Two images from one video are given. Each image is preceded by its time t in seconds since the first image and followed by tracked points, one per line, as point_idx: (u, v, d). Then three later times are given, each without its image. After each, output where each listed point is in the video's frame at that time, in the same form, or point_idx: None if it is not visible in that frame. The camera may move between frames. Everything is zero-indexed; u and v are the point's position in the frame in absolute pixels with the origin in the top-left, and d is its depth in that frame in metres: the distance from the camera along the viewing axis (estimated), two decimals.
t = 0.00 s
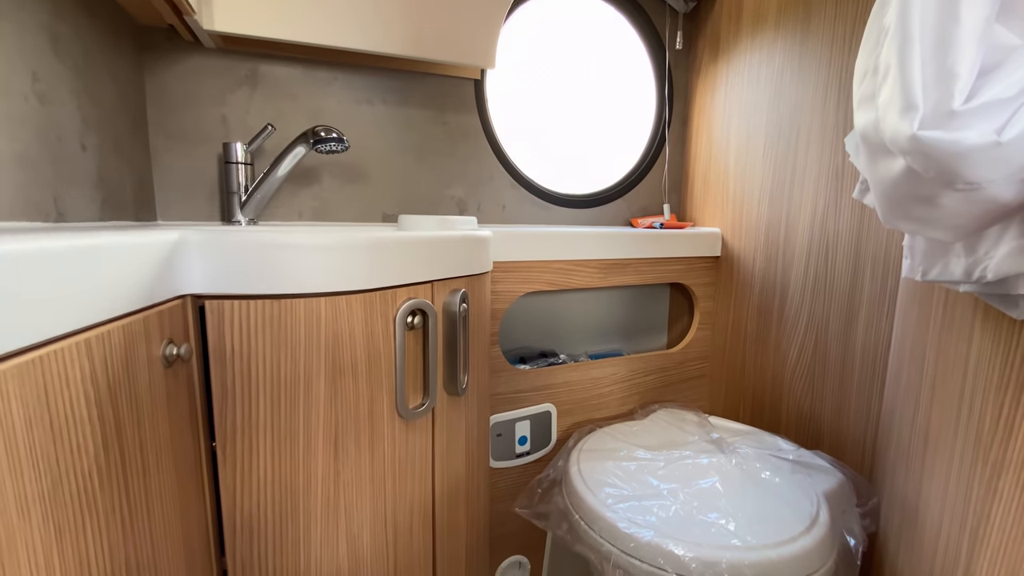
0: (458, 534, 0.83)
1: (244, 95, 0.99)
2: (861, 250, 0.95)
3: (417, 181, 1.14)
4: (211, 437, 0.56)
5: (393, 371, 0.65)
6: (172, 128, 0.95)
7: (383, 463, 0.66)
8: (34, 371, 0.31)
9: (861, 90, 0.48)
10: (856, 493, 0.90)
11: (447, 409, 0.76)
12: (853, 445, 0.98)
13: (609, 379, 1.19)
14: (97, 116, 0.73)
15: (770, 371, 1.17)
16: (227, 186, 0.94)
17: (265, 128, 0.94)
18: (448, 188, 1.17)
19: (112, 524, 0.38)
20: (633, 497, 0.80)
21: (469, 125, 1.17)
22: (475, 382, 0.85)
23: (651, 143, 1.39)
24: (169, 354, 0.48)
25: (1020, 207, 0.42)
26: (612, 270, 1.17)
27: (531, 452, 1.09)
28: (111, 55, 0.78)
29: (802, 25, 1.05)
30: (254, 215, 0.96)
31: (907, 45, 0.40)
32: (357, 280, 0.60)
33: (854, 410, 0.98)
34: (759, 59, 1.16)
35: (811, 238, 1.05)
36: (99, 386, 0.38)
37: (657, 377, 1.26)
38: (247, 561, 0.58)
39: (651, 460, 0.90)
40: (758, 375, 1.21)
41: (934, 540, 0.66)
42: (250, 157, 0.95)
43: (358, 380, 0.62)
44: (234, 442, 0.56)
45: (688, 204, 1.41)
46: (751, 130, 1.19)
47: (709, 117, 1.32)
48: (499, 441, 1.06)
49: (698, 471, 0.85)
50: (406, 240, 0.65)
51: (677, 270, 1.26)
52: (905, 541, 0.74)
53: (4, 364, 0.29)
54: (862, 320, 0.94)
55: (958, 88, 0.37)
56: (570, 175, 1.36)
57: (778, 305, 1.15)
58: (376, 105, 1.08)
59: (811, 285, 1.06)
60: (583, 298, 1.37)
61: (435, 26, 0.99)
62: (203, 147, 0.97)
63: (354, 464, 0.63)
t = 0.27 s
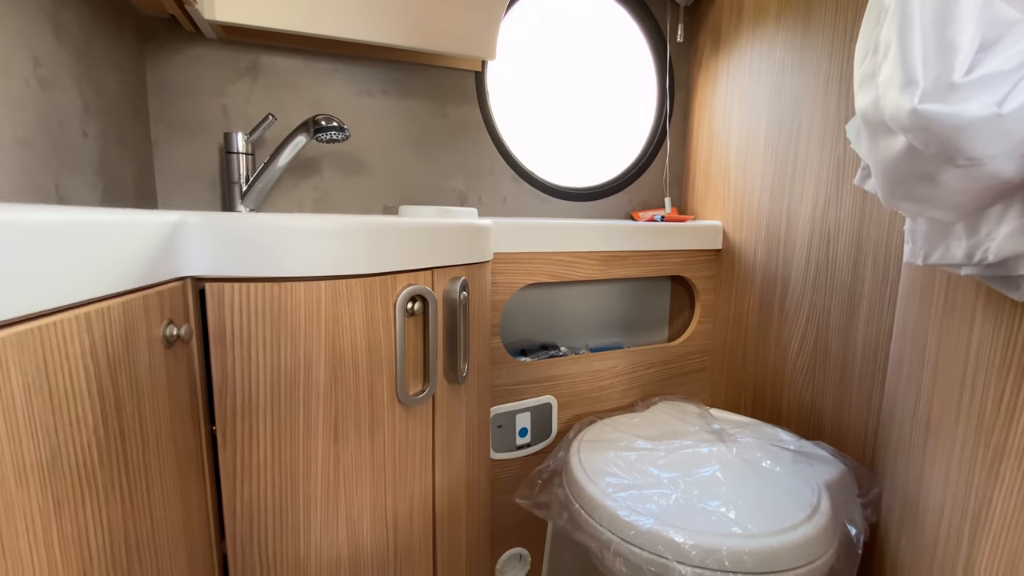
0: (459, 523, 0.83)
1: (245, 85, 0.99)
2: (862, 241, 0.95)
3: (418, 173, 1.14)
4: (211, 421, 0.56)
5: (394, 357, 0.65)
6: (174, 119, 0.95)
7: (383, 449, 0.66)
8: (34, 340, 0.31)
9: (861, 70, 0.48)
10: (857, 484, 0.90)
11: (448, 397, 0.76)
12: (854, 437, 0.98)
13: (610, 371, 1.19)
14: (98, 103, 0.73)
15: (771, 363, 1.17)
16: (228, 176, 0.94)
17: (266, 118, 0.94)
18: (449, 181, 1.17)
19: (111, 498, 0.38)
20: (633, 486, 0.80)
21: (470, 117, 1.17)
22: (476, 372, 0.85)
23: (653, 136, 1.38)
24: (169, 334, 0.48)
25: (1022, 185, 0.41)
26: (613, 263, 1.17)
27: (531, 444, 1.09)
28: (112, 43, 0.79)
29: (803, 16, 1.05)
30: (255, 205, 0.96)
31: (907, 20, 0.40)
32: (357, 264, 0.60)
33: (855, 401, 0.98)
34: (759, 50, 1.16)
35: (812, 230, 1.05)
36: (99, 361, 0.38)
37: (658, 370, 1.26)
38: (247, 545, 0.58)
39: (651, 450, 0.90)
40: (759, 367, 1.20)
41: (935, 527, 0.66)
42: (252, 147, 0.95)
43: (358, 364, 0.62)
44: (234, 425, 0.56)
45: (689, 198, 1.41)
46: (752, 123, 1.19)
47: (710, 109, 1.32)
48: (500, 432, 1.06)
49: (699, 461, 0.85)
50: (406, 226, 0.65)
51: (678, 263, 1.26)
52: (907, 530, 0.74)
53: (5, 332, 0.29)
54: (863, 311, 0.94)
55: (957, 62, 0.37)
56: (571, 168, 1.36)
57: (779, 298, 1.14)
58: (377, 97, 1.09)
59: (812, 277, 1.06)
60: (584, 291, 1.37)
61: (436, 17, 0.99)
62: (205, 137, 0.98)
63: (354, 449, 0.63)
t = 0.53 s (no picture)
0: (458, 517, 0.83)
1: (247, 82, 0.99)
2: (862, 237, 0.95)
3: (419, 170, 1.14)
4: (212, 412, 0.56)
5: (393, 350, 0.66)
6: (175, 115, 0.96)
7: (382, 441, 0.66)
8: (36, 325, 0.32)
9: (858, 60, 0.48)
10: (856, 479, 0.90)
11: (447, 391, 0.76)
12: (854, 433, 0.98)
13: (610, 368, 1.19)
14: (100, 98, 0.74)
15: (771, 360, 1.17)
16: (229, 172, 0.94)
17: (267, 114, 0.95)
18: (449, 177, 1.17)
19: (112, 484, 0.39)
20: (632, 480, 0.80)
21: (470, 113, 1.18)
22: (476, 366, 0.85)
23: (653, 133, 1.39)
24: (170, 325, 0.48)
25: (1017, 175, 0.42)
26: (613, 259, 1.17)
27: (531, 439, 1.10)
28: (114, 39, 0.79)
29: (803, 12, 1.05)
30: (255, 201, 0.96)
31: (902, 10, 0.40)
32: (357, 258, 0.60)
33: (854, 396, 0.98)
34: (759, 47, 1.16)
35: (812, 226, 1.05)
36: (100, 349, 0.38)
37: (658, 367, 1.26)
38: (248, 536, 0.58)
39: (651, 445, 0.90)
40: (758, 364, 1.21)
41: (933, 520, 0.66)
42: (252, 143, 0.95)
43: (358, 357, 0.62)
44: (234, 417, 0.56)
45: (689, 195, 1.42)
46: (752, 120, 1.19)
47: (710, 107, 1.32)
48: (500, 428, 1.06)
49: (697, 456, 0.85)
50: (406, 220, 0.65)
51: (678, 260, 1.26)
52: (905, 524, 0.74)
53: (7, 317, 0.30)
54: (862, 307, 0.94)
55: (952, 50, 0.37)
56: (571, 165, 1.37)
57: (778, 294, 1.15)
58: (377, 94, 1.09)
59: (812, 273, 1.06)
60: (584, 288, 1.37)
61: (436, 14, 1.00)
62: (206, 134, 0.98)
63: (354, 441, 0.63)
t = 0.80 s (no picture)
0: (458, 511, 0.83)
1: (248, 80, 1.00)
2: (860, 233, 0.95)
3: (419, 167, 1.15)
4: (214, 405, 0.56)
5: (394, 344, 0.66)
6: (177, 112, 0.97)
7: (383, 434, 0.67)
8: (42, 314, 0.32)
9: (854, 54, 0.48)
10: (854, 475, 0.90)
11: (447, 386, 0.77)
12: (852, 429, 0.98)
13: (609, 365, 1.20)
14: (103, 95, 0.74)
15: (770, 356, 1.18)
16: (231, 169, 0.95)
17: (269, 111, 0.95)
18: (449, 175, 1.18)
19: (116, 472, 0.39)
20: (631, 475, 0.80)
21: (471, 111, 1.18)
22: (476, 362, 0.86)
23: (652, 131, 1.39)
24: (173, 317, 0.49)
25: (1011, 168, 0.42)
26: (613, 256, 1.17)
27: (531, 436, 1.10)
28: (117, 36, 0.80)
29: (802, 10, 1.05)
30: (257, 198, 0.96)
31: (897, 3, 0.41)
32: (358, 252, 0.61)
33: (853, 392, 0.98)
34: (759, 45, 1.17)
35: (811, 224, 1.06)
36: (105, 339, 0.39)
37: (658, 364, 1.26)
38: (250, 528, 0.59)
39: (650, 440, 0.90)
40: (757, 361, 1.21)
41: (930, 513, 0.66)
42: (254, 140, 0.96)
43: (358, 350, 0.63)
44: (236, 410, 0.56)
45: (689, 193, 1.42)
46: (751, 117, 1.19)
47: (709, 104, 1.33)
48: (500, 424, 1.06)
49: (696, 451, 0.86)
50: (406, 216, 0.66)
51: (678, 257, 1.27)
52: (902, 519, 0.75)
53: (15, 305, 0.30)
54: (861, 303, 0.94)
55: (944, 42, 0.38)
56: (571, 163, 1.37)
57: (777, 291, 1.15)
58: (378, 91, 1.10)
59: (811, 269, 1.07)
60: (584, 285, 1.38)
61: (437, 12, 1.00)
62: (208, 131, 0.99)
63: (355, 434, 0.64)
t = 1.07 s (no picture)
0: (459, 504, 0.84)
1: (251, 77, 1.01)
2: (859, 229, 0.96)
3: (420, 164, 1.16)
4: (218, 397, 0.57)
5: (396, 337, 0.67)
6: (180, 109, 0.97)
7: (385, 426, 0.67)
8: (53, 300, 0.33)
9: (849, 49, 0.49)
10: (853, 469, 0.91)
11: (449, 380, 0.78)
12: (851, 423, 0.99)
13: (609, 361, 1.20)
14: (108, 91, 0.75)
15: (769, 352, 1.18)
16: (234, 166, 0.95)
17: (271, 108, 0.96)
18: (450, 172, 1.19)
19: (124, 458, 0.40)
20: (630, 468, 0.81)
21: (471, 108, 1.19)
22: (476, 356, 0.87)
23: (652, 129, 1.40)
24: (178, 308, 0.50)
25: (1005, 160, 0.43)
26: (613, 253, 1.18)
27: (531, 431, 1.11)
28: (121, 33, 0.80)
29: (801, 7, 1.06)
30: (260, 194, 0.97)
31: None
32: (360, 246, 0.62)
33: (851, 387, 0.99)
34: (758, 42, 1.17)
35: (809, 220, 1.06)
36: (114, 327, 0.39)
37: (657, 360, 1.27)
38: (254, 518, 0.59)
39: (649, 434, 0.91)
40: (757, 357, 1.22)
41: (927, 504, 0.67)
42: (256, 137, 0.96)
43: (361, 343, 0.63)
44: (240, 401, 0.57)
45: (689, 190, 1.43)
46: (750, 114, 1.20)
47: (709, 102, 1.33)
48: (500, 419, 1.07)
49: (696, 445, 0.86)
50: (407, 210, 0.67)
51: (678, 254, 1.27)
52: (900, 511, 0.75)
53: (27, 291, 0.31)
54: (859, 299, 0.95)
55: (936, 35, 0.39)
56: (571, 161, 1.38)
57: (776, 287, 1.16)
58: (379, 88, 1.10)
59: (810, 265, 1.07)
60: (584, 282, 1.38)
61: (438, 10, 1.01)
62: (211, 127, 0.99)
63: (357, 425, 0.64)
